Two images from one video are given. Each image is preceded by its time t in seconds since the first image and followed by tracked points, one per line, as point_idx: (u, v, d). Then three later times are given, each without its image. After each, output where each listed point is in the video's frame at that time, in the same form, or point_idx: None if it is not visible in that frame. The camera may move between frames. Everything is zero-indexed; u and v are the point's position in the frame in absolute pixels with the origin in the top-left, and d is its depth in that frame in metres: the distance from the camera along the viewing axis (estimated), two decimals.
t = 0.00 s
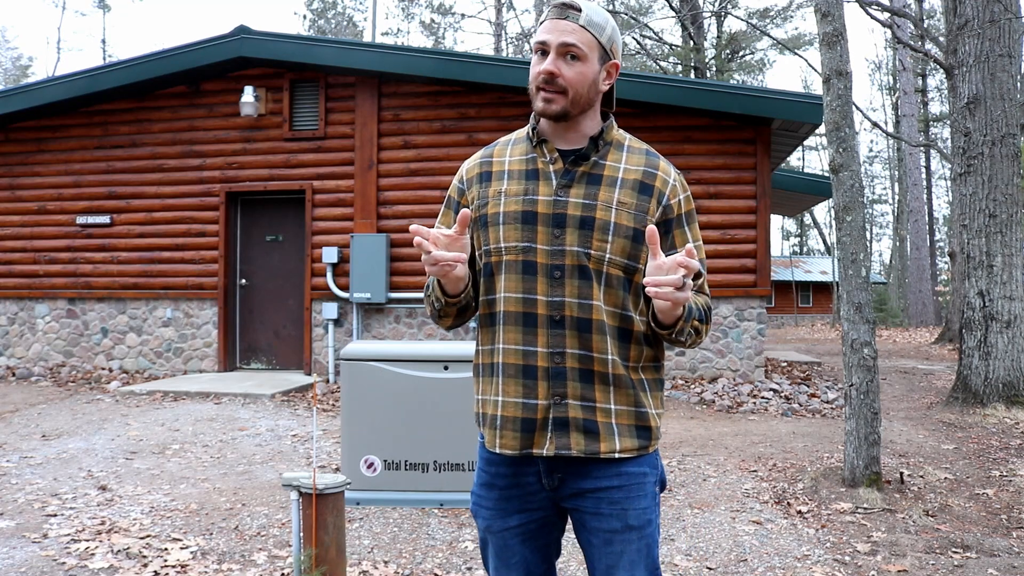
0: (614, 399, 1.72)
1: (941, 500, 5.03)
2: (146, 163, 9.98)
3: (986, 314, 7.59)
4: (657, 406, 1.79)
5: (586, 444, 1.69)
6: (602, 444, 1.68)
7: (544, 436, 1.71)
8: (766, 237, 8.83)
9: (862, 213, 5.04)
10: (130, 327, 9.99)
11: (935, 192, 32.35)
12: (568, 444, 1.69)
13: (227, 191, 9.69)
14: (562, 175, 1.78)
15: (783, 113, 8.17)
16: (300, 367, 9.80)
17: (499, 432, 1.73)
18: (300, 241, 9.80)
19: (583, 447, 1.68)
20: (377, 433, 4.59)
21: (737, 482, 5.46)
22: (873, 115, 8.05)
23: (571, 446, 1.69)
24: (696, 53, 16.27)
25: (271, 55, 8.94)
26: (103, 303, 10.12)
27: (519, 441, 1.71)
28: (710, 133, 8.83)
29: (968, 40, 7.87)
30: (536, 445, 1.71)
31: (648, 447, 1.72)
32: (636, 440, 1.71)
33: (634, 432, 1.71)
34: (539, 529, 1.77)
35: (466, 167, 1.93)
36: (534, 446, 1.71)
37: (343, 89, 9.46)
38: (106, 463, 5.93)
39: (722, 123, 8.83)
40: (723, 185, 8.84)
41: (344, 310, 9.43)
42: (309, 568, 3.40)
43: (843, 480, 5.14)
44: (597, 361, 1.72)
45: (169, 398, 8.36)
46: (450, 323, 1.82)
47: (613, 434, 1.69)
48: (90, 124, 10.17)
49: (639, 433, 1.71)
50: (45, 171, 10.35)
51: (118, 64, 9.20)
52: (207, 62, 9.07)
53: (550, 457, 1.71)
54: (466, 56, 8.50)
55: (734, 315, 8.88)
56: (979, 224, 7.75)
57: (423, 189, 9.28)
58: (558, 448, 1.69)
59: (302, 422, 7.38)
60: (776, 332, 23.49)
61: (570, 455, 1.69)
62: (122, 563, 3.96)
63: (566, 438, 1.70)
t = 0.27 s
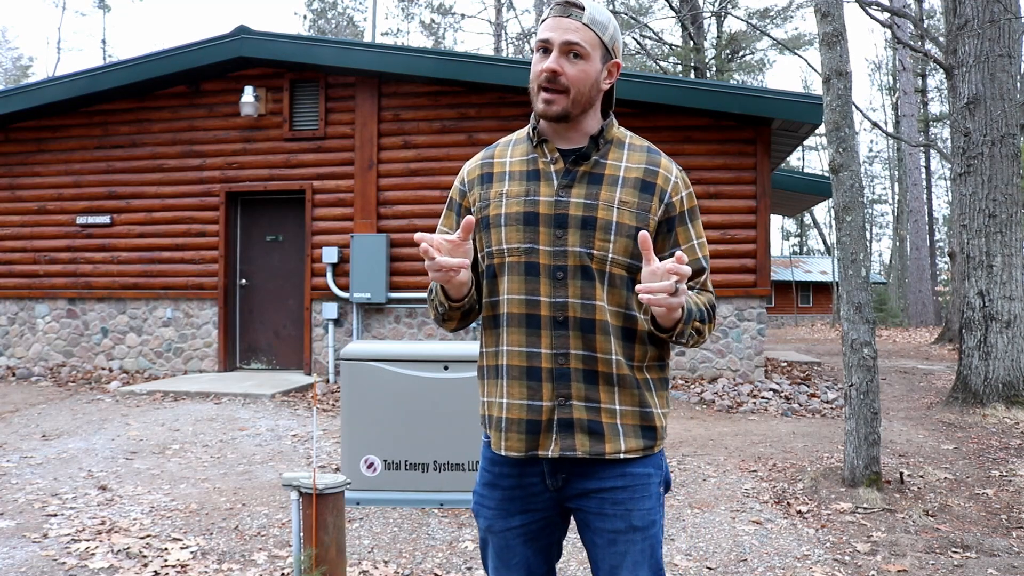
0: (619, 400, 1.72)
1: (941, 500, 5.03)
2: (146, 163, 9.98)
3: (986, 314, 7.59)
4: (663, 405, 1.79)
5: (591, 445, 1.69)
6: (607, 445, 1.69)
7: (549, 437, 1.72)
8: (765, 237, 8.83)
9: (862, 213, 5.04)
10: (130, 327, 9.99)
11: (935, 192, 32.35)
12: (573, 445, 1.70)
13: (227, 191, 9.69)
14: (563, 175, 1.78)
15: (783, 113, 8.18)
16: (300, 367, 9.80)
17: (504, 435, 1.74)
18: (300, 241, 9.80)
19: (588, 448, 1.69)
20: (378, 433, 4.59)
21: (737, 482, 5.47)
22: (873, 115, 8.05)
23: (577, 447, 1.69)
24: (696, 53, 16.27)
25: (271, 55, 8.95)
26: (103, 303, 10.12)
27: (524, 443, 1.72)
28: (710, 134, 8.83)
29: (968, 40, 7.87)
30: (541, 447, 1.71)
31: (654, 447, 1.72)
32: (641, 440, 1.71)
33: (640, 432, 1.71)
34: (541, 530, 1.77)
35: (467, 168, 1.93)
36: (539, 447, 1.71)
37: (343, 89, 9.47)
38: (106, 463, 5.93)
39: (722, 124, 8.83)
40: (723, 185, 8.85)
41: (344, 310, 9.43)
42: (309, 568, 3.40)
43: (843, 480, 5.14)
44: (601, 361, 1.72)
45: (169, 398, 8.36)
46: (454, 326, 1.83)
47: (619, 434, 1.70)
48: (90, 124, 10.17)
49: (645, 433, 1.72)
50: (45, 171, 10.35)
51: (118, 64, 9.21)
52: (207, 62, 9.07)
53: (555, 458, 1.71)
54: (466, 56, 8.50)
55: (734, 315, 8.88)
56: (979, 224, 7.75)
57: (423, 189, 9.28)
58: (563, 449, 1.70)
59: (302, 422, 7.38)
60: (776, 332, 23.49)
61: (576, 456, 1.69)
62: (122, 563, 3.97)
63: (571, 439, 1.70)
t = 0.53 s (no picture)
0: (622, 399, 1.72)
1: (941, 500, 5.03)
2: (147, 163, 9.98)
3: (986, 314, 7.59)
4: (666, 404, 1.79)
5: (594, 445, 1.69)
6: (611, 444, 1.69)
7: (553, 438, 1.71)
8: (765, 237, 8.83)
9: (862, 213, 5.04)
10: (130, 327, 9.99)
11: (935, 192, 32.36)
12: (577, 445, 1.69)
13: (227, 191, 9.69)
14: (564, 175, 1.78)
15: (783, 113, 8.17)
16: (300, 367, 9.79)
17: (508, 435, 1.73)
18: (300, 241, 9.80)
19: (592, 448, 1.68)
20: (378, 433, 4.59)
21: (737, 482, 5.46)
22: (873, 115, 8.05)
23: (581, 447, 1.69)
24: (696, 53, 16.27)
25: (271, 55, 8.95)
26: (103, 303, 10.12)
27: (528, 444, 1.71)
28: (710, 134, 8.83)
29: (968, 40, 7.87)
30: (545, 448, 1.71)
31: (657, 446, 1.72)
32: (645, 440, 1.71)
33: (643, 431, 1.71)
34: (542, 532, 1.77)
35: (467, 169, 1.93)
36: (543, 448, 1.71)
37: (343, 89, 9.47)
38: (106, 463, 5.93)
39: (722, 124, 8.83)
40: (723, 185, 8.85)
41: (344, 310, 9.43)
42: (309, 568, 3.40)
43: (843, 480, 5.14)
44: (604, 361, 1.72)
45: (168, 398, 8.36)
46: (457, 329, 1.82)
47: (622, 434, 1.69)
48: (90, 124, 10.17)
49: (648, 432, 1.71)
50: (45, 171, 10.34)
51: (118, 64, 9.20)
52: (207, 62, 9.07)
53: (559, 459, 1.71)
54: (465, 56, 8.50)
55: (734, 315, 8.88)
56: (979, 224, 7.75)
57: (423, 189, 9.28)
58: (567, 450, 1.70)
59: (302, 422, 7.38)
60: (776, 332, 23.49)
61: (580, 456, 1.69)
62: (122, 563, 3.96)
63: (575, 439, 1.70)
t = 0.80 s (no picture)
0: (623, 396, 1.72)
1: (941, 500, 5.03)
2: (147, 163, 9.98)
3: (986, 314, 7.59)
4: (665, 403, 1.79)
5: (595, 441, 1.69)
6: (612, 441, 1.69)
7: (553, 434, 1.71)
8: (765, 237, 8.83)
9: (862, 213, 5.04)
10: (130, 327, 9.99)
11: (935, 192, 32.36)
12: (577, 441, 1.69)
13: (227, 191, 9.69)
14: (568, 171, 1.78)
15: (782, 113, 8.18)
16: (300, 367, 9.80)
17: (507, 431, 1.73)
18: (300, 241, 9.80)
19: (593, 445, 1.69)
20: (378, 433, 4.59)
21: (737, 482, 5.47)
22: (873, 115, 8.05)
23: (581, 443, 1.69)
24: (696, 53, 16.27)
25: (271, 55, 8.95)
26: (103, 303, 10.12)
27: (528, 440, 1.71)
28: (710, 134, 8.84)
29: (968, 40, 7.87)
30: (545, 444, 1.71)
31: (657, 444, 1.72)
32: (645, 437, 1.71)
33: (644, 428, 1.71)
34: (542, 533, 1.77)
35: (468, 163, 1.92)
36: (543, 444, 1.71)
37: (343, 89, 9.47)
38: (106, 463, 5.93)
39: (722, 124, 8.83)
40: (723, 185, 8.85)
41: (344, 310, 9.43)
42: (309, 568, 3.40)
43: (843, 480, 5.14)
44: (605, 357, 1.72)
45: (169, 398, 8.36)
46: (450, 318, 1.80)
47: (623, 430, 1.70)
48: (90, 124, 10.17)
49: (649, 430, 1.72)
50: (45, 171, 10.34)
51: (119, 64, 9.20)
52: (207, 62, 9.07)
53: (560, 455, 1.71)
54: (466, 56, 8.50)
55: (734, 315, 8.88)
56: (979, 224, 7.75)
57: (423, 189, 9.28)
58: (567, 446, 1.70)
59: (302, 422, 7.38)
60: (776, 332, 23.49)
61: (580, 453, 1.69)
62: (122, 563, 3.97)
63: (575, 435, 1.70)
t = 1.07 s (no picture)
0: (623, 397, 1.72)
1: (941, 500, 5.03)
2: (147, 163, 9.98)
3: (986, 314, 7.59)
4: (665, 404, 1.79)
5: (594, 442, 1.69)
6: (611, 442, 1.69)
7: (552, 434, 1.71)
8: (765, 237, 8.83)
9: (862, 213, 5.04)
10: (130, 327, 9.99)
11: (935, 192, 32.36)
12: (577, 442, 1.69)
13: (227, 191, 9.69)
14: (571, 172, 1.78)
15: (783, 113, 8.18)
16: (300, 367, 9.79)
17: (507, 430, 1.73)
18: (300, 241, 9.80)
19: (592, 445, 1.68)
20: (378, 433, 4.59)
21: (737, 482, 5.47)
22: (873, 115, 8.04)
23: (581, 444, 1.69)
24: (696, 53, 16.27)
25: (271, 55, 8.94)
26: (103, 303, 10.12)
27: (527, 439, 1.71)
28: (710, 134, 8.83)
29: (968, 40, 7.87)
30: (543, 444, 1.71)
31: (657, 446, 1.72)
32: (645, 438, 1.71)
33: (643, 430, 1.71)
34: (542, 533, 1.77)
35: (471, 162, 1.92)
36: (543, 444, 1.71)
37: (343, 89, 9.47)
38: (106, 463, 5.93)
39: (722, 124, 8.83)
40: (723, 185, 8.85)
41: (344, 310, 9.43)
42: (309, 568, 3.40)
43: (843, 480, 5.14)
44: (606, 358, 1.72)
45: (169, 398, 8.36)
46: (454, 315, 1.77)
47: (623, 431, 1.70)
48: (90, 124, 10.17)
49: (649, 431, 1.72)
50: (45, 171, 10.34)
51: (119, 64, 9.20)
52: (207, 62, 9.06)
53: (559, 455, 1.71)
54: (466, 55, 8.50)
55: (734, 315, 8.88)
56: (979, 224, 7.75)
57: (423, 189, 9.28)
58: (567, 447, 1.69)
59: (302, 422, 7.38)
60: (776, 332, 23.49)
61: (580, 453, 1.69)
62: (122, 563, 3.96)
63: (575, 435, 1.70)
